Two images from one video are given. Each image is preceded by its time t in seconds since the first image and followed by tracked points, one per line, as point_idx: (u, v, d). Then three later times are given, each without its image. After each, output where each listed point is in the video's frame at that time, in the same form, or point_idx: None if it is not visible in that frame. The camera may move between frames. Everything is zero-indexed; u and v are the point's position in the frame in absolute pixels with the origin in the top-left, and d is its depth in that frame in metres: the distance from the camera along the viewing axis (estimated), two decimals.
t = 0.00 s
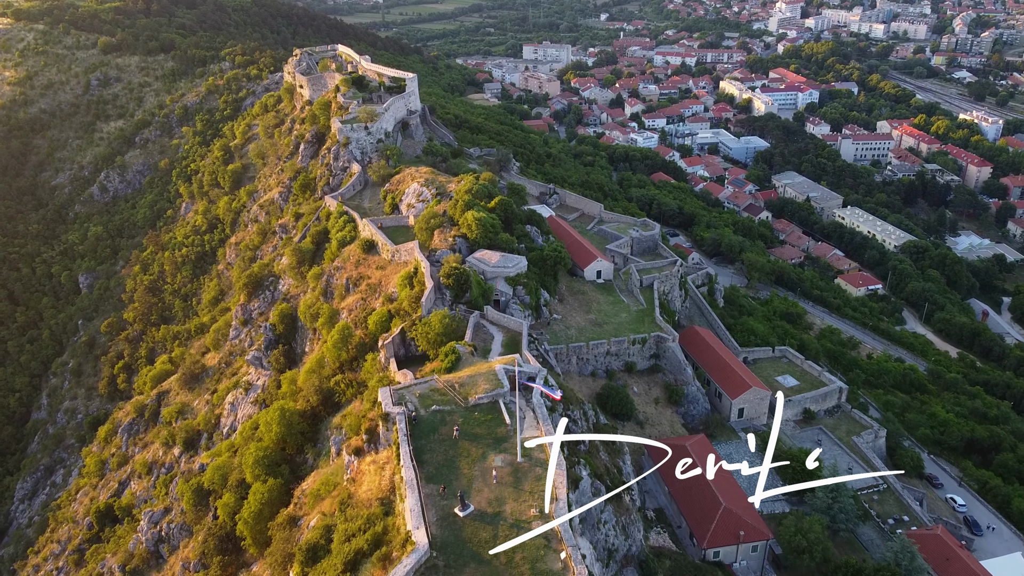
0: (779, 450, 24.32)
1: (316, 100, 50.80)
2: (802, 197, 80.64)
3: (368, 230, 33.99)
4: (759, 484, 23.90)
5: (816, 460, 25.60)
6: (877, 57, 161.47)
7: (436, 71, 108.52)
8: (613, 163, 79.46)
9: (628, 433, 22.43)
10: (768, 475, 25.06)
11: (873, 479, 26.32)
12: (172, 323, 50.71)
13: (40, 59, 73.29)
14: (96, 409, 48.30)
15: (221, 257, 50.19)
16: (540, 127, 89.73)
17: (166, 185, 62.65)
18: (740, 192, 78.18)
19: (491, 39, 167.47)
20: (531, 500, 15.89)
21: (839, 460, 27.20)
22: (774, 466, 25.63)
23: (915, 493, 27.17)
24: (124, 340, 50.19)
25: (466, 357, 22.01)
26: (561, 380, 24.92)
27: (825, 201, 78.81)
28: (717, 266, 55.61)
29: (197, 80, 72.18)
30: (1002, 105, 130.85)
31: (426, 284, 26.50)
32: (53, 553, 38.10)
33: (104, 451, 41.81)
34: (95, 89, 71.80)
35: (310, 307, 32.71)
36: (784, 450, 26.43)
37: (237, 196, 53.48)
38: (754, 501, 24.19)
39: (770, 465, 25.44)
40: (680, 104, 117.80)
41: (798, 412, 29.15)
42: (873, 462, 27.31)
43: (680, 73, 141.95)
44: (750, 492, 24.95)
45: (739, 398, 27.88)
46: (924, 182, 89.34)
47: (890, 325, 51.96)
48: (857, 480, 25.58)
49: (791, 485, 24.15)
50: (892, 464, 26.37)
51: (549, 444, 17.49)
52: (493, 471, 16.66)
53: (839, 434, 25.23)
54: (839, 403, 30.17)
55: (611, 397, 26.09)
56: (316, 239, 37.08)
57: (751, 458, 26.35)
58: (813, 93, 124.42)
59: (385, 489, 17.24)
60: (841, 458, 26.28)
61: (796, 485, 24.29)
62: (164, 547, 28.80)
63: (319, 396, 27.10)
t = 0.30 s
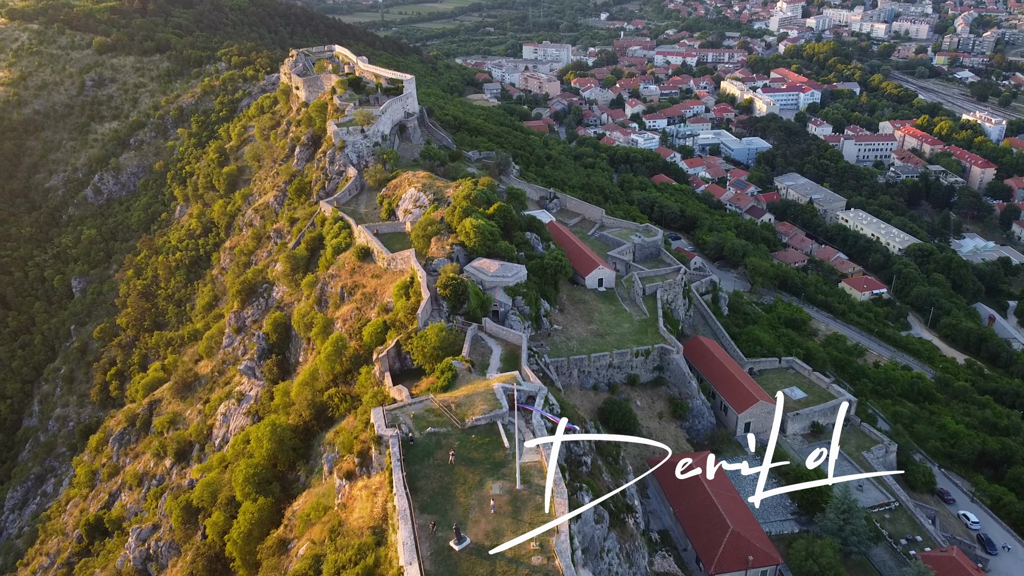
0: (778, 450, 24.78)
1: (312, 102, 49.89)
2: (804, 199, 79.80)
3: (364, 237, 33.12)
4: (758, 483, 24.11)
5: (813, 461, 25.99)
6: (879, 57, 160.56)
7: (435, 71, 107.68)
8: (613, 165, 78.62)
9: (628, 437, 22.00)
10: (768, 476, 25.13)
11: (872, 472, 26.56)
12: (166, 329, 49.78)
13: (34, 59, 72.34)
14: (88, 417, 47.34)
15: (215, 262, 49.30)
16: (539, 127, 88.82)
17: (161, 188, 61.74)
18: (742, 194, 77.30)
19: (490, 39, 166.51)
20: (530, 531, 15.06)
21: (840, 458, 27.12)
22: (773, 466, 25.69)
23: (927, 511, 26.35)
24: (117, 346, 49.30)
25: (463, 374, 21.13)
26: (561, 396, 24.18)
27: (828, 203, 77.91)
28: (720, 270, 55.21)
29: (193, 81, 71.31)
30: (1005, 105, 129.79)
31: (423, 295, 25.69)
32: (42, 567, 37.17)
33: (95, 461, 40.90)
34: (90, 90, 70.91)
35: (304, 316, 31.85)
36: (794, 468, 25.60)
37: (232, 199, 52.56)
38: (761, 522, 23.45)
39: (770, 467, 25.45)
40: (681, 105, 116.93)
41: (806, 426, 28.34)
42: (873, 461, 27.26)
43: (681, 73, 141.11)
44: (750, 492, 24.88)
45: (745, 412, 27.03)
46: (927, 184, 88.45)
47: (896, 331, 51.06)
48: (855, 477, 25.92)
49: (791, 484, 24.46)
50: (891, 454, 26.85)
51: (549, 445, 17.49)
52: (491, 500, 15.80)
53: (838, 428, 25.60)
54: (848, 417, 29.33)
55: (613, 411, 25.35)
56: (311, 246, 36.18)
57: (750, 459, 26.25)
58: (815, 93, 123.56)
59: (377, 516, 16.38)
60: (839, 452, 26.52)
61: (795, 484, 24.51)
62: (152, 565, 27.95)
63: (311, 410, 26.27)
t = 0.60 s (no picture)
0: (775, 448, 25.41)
1: (308, 103, 48.99)
2: (807, 200, 78.91)
3: (359, 243, 32.23)
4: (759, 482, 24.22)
5: (812, 461, 26.17)
6: (881, 56, 159.63)
7: (434, 70, 106.75)
8: (614, 165, 77.75)
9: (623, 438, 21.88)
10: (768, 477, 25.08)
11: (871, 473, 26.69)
12: (159, 334, 48.83)
13: (28, 59, 71.32)
14: (79, 424, 46.33)
15: (209, 266, 48.39)
16: (540, 128, 87.91)
17: (155, 189, 60.79)
18: (744, 195, 76.39)
19: (490, 37, 165.54)
20: (530, 568, 14.19)
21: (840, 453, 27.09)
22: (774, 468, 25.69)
23: (939, 528, 25.43)
24: (109, 352, 48.36)
25: (460, 393, 20.25)
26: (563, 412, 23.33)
27: (831, 204, 76.98)
28: (723, 274, 54.64)
29: (188, 81, 70.38)
30: (1008, 105, 128.73)
31: (418, 306, 24.86)
32: None
33: (85, 470, 39.97)
34: (84, 89, 69.98)
35: (297, 326, 30.97)
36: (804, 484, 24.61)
37: (227, 202, 51.61)
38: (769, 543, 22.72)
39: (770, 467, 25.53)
40: (682, 104, 116.00)
41: (814, 439, 27.50)
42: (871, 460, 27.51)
43: (681, 72, 140.14)
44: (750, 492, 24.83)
45: (753, 427, 26.24)
46: (931, 185, 87.54)
47: (902, 337, 50.18)
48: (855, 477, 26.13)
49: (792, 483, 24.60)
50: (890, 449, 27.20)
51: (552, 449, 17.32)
52: (488, 532, 14.97)
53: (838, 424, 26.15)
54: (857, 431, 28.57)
55: (616, 426, 24.42)
56: (305, 252, 35.27)
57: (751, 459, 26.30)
58: (816, 92, 122.62)
59: (369, 547, 15.52)
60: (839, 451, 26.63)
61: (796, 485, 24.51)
62: None
63: (304, 425, 25.36)
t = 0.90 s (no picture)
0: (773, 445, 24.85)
1: (304, 105, 48.10)
2: (810, 201, 78.00)
3: (354, 250, 31.34)
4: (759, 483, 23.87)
5: (812, 461, 25.82)
6: (883, 55, 158.58)
7: (433, 69, 105.83)
8: (615, 166, 76.91)
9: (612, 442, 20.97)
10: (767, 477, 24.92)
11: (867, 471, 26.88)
12: (152, 339, 47.91)
13: (21, 58, 70.32)
14: (70, 432, 45.39)
15: (203, 270, 47.51)
16: (540, 128, 87.07)
17: (149, 191, 59.86)
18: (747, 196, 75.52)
19: (489, 35, 164.46)
20: None
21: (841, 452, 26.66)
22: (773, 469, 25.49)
23: (954, 548, 24.52)
24: (101, 357, 47.51)
25: (457, 413, 19.42)
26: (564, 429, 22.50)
27: (835, 205, 76.02)
28: (726, 278, 53.82)
29: (183, 80, 69.46)
30: (1011, 104, 127.70)
31: (414, 318, 24.04)
32: None
33: (76, 480, 39.09)
34: (78, 89, 69.03)
35: (290, 335, 30.10)
36: (814, 504, 23.71)
37: (222, 205, 50.70)
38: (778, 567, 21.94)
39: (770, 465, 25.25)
40: (683, 104, 115.09)
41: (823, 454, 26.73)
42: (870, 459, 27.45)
43: (682, 71, 139.17)
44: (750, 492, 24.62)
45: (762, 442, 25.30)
46: (935, 186, 86.62)
47: (908, 342, 49.27)
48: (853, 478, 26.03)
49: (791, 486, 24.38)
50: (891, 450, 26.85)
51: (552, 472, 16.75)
52: (485, 569, 14.21)
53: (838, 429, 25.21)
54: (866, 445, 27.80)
55: (618, 442, 23.53)
56: (299, 258, 34.40)
57: (749, 457, 25.72)
58: (819, 91, 121.65)
59: None
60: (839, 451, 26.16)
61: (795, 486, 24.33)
62: None
63: (296, 441, 24.51)
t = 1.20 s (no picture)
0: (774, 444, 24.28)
1: (299, 106, 47.18)
2: (813, 202, 77.14)
3: (349, 258, 30.43)
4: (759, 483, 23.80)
5: (813, 461, 25.06)
6: (885, 54, 157.63)
7: (433, 68, 104.89)
8: (616, 167, 76.02)
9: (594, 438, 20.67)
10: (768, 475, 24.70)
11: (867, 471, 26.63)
12: (144, 345, 46.98)
13: (15, 57, 69.33)
14: (61, 440, 44.46)
15: (197, 275, 46.59)
16: (540, 128, 86.17)
17: (143, 193, 58.89)
18: (749, 197, 74.65)
19: (489, 34, 163.40)
20: None
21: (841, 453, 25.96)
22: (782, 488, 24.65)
23: (969, 569, 23.67)
24: (93, 364, 46.59)
25: (453, 435, 18.69)
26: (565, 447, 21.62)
27: (839, 206, 75.12)
28: (729, 281, 52.99)
29: (178, 80, 68.49)
30: (1015, 103, 126.67)
31: (410, 331, 23.20)
32: None
33: (65, 491, 38.14)
34: (72, 89, 68.06)
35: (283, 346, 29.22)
36: (825, 525, 22.83)
37: (216, 208, 49.80)
38: None
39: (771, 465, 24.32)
40: (684, 103, 114.18)
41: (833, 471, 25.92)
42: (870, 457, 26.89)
43: (683, 70, 138.15)
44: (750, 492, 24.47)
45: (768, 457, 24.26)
46: (939, 187, 85.64)
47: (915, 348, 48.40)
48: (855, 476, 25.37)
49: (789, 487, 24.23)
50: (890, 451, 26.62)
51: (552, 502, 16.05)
52: None
53: (837, 429, 24.57)
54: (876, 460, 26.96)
55: (622, 460, 22.56)
56: (292, 265, 33.48)
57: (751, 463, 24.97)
58: (821, 91, 120.70)
59: None
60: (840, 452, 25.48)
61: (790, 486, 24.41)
62: None
63: (287, 458, 23.64)
